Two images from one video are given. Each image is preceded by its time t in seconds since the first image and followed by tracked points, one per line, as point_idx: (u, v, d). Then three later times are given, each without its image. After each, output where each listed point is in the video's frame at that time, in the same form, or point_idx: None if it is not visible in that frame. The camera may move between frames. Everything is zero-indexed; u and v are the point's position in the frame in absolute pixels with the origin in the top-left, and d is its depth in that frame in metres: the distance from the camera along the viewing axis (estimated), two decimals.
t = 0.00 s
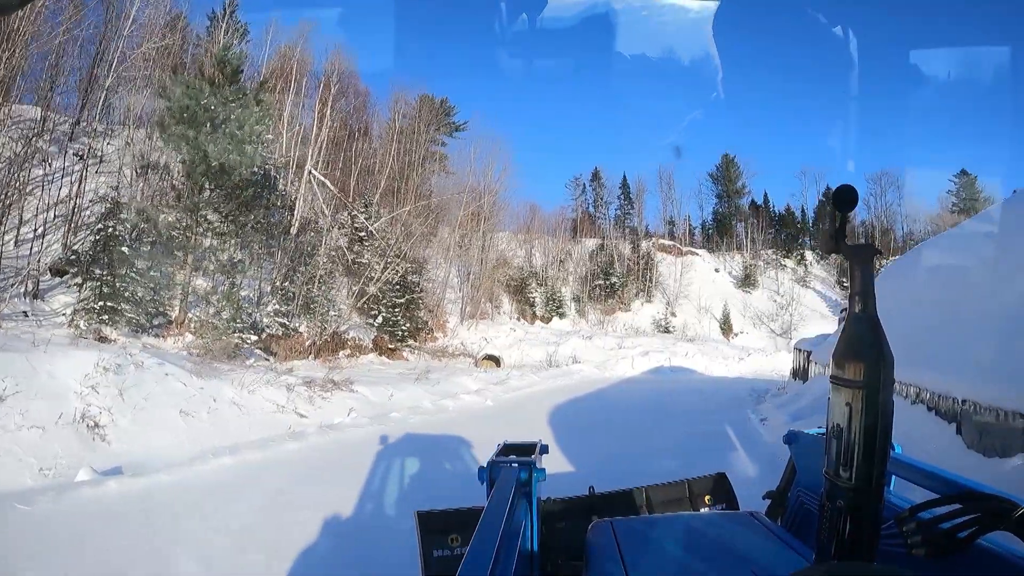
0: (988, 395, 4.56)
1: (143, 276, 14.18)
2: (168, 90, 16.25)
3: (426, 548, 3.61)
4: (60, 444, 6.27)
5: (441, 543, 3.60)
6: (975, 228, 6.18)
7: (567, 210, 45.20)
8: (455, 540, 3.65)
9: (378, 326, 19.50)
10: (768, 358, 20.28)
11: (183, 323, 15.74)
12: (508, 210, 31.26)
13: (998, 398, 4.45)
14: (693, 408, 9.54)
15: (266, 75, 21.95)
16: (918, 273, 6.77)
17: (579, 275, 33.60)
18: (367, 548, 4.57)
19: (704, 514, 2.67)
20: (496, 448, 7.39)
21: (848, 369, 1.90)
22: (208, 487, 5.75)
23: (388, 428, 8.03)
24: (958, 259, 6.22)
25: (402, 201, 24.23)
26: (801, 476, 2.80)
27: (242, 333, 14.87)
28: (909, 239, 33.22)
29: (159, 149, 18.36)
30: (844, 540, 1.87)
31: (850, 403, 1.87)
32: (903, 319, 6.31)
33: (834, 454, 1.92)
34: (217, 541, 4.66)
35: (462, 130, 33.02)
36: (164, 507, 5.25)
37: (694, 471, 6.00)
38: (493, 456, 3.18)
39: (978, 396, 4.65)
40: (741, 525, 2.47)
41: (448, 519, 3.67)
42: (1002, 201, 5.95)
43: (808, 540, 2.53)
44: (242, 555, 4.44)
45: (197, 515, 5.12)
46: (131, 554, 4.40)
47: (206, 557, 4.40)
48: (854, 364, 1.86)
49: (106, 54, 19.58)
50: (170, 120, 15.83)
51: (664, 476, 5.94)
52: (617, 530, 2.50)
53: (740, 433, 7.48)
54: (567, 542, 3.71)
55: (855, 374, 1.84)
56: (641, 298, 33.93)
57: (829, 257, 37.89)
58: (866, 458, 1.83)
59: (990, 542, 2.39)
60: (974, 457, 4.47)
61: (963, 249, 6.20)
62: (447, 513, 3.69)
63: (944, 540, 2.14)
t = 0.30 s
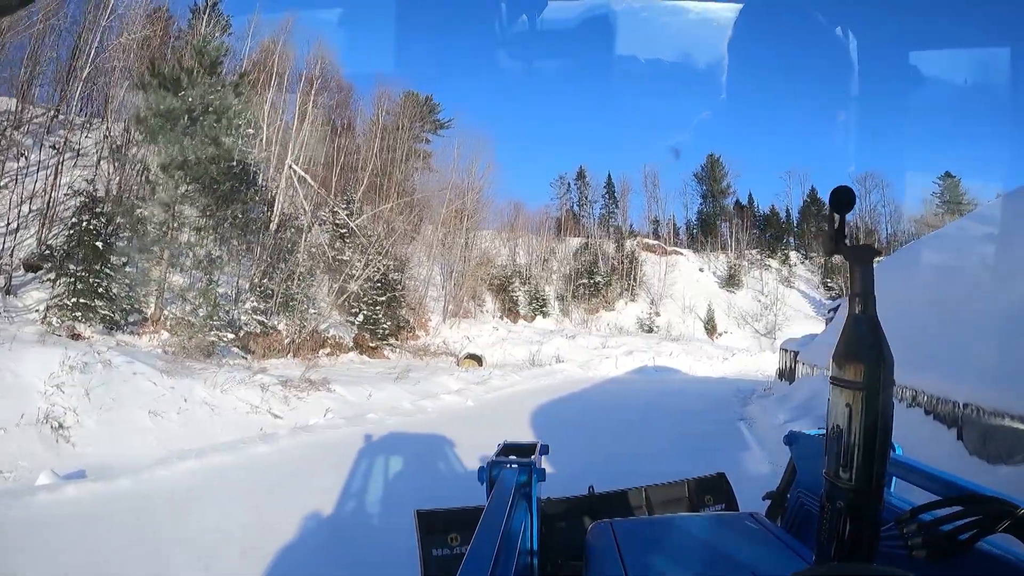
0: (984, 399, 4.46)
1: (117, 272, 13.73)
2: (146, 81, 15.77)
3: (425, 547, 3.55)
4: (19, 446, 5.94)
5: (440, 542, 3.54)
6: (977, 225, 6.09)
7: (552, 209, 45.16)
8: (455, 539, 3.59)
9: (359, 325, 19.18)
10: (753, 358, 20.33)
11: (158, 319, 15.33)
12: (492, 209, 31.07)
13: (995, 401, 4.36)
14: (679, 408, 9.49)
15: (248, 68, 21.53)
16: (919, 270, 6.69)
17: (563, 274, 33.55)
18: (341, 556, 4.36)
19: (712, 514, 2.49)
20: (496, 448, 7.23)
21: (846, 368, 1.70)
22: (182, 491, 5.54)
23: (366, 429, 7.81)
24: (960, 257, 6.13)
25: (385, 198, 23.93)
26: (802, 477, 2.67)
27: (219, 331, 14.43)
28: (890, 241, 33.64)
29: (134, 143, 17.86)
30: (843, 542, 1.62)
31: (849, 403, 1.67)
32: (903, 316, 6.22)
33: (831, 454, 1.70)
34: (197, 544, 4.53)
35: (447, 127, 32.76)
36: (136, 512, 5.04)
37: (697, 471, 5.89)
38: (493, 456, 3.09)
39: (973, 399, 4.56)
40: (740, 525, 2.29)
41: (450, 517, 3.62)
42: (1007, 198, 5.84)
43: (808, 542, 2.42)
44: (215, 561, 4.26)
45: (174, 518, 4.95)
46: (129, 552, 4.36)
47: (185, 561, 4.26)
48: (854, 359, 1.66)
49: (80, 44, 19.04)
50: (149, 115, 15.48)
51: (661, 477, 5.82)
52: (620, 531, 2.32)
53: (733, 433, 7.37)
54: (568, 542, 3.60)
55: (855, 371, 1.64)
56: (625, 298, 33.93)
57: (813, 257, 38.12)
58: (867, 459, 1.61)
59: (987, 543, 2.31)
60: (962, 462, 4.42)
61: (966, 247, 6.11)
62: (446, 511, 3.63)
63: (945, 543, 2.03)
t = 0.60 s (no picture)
0: (983, 401, 4.29)
1: (94, 268, 13.26)
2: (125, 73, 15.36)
3: (426, 547, 3.39)
4: None
5: (441, 540, 3.38)
6: (985, 225, 5.92)
7: (537, 208, 45.09)
8: (456, 539, 3.41)
9: (341, 323, 18.89)
10: (738, 358, 20.34)
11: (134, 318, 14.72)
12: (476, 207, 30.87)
13: (993, 404, 4.19)
14: (666, 408, 9.45)
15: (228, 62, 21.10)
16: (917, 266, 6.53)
17: (547, 273, 33.49)
18: (329, 561, 4.22)
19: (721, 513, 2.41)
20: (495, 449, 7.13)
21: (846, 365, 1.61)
22: (158, 494, 5.37)
23: (344, 431, 7.61)
24: (962, 256, 5.97)
25: (368, 195, 23.63)
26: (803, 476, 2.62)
27: (196, 329, 14.03)
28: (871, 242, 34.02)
29: (110, 135, 17.34)
30: (843, 541, 1.54)
31: (850, 399, 1.58)
32: (897, 310, 6.07)
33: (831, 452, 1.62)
34: (182, 547, 4.44)
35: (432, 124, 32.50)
36: (113, 516, 4.87)
37: (693, 471, 5.83)
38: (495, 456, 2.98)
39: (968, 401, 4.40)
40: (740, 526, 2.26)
41: (454, 513, 3.46)
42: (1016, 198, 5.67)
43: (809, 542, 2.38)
44: (194, 565, 4.16)
45: (154, 522, 4.83)
46: (113, 556, 4.26)
47: (167, 565, 4.16)
48: (853, 353, 1.57)
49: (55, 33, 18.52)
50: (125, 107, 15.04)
51: (659, 476, 5.77)
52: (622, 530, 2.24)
53: (723, 434, 7.33)
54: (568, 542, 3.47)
55: (855, 364, 1.54)
56: (609, 297, 33.92)
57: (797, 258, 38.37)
58: (871, 455, 1.52)
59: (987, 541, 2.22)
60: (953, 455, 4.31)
61: (970, 246, 5.94)
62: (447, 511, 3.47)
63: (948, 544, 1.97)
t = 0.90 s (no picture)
0: (971, 398, 3.90)
1: (69, 265, 12.89)
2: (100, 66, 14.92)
3: (431, 548, 3.29)
4: None
5: (447, 542, 3.25)
6: (985, 211, 5.49)
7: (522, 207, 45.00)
8: (462, 539, 3.28)
9: (322, 322, 18.64)
10: (724, 358, 20.32)
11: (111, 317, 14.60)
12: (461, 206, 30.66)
13: (981, 401, 3.81)
14: (655, 408, 9.42)
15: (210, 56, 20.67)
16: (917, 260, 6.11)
17: (532, 272, 33.39)
18: (335, 561, 4.13)
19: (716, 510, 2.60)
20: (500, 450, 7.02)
21: (849, 362, 1.61)
22: (130, 498, 5.21)
23: (322, 433, 7.41)
24: (961, 245, 5.56)
25: (351, 192, 23.29)
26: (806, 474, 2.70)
27: (172, 328, 13.64)
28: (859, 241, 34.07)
29: (86, 129, 16.88)
30: (849, 540, 1.55)
31: (853, 398, 1.58)
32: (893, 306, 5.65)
33: (837, 450, 1.62)
34: (157, 548, 4.34)
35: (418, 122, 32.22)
36: (84, 520, 4.73)
37: (697, 471, 5.74)
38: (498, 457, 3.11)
39: (955, 399, 4.02)
40: (747, 525, 2.39)
41: (461, 513, 3.31)
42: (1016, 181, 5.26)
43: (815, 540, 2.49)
44: (167, 569, 4.04)
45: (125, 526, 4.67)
46: (87, 557, 4.16)
47: (139, 569, 4.05)
48: (857, 354, 1.57)
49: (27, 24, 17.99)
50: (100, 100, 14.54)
51: (663, 475, 5.69)
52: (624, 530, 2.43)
53: (718, 433, 7.27)
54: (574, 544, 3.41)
55: (858, 364, 1.55)
56: (594, 296, 33.87)
57: (783, 257, 38.57)
58: (876, 456, 1.53)
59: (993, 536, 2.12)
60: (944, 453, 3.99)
61: (970, 234, 5.52)
62: (452, 512, 3.33)
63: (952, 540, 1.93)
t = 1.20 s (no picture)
0: (970, 401, 3.82)
1: (43, 263, 12.51)
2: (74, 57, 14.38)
3: (436, 547, 3.34)
4: None
5: (450, 542, 3.30)
6: (981, 205, 5.39)
7: (507, 206, 44.80)
8: (465, 539, 3.34)
9: (302, 322, 18.38)
10: (708, 357, 20.34)
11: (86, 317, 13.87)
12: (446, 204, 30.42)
13: (981, 403, 3.73)
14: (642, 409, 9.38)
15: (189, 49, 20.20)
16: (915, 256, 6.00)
17: (517, 272, 33.24)
18: (328, 561, 4.15)
19: (714, 517, 2.68)
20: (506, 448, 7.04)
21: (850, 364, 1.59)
22: (112, 498, 5.15)
23: (302, 435, 7.25)
24: (958, 240, 5.45)
25: (333, 190, 22.94)
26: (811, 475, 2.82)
27: (149, 328, 13.17)
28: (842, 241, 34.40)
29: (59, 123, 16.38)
30: (852, 540, 1.56)
31: (854, 399, 1.56)
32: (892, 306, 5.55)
33: (839, 451, 1.63)
34: (143, 545, 4.34)
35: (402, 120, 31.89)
36: (66, 519, 4.68)
37: (695, 472, 5.66)
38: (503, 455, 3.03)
39: (957, 402, 3.90)
40: (755, 528, 2.49)
41: (465, 513, 3.38)
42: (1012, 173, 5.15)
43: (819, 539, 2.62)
44: (150, 569, 4.00)
45: (95, 534, 4.46)
46: (73, 554, 4.15)
47: (123, 567, 4.02)
48: (859, 355, 1.56)
49: None
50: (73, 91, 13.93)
51: (665, 477, 5.58)
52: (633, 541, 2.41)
53: (709, 434, 7.19)
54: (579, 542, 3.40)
55: (861, 369, 1.53)
56: (579, 296, 33.80)
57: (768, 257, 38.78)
58: (880, 457, 1.53)
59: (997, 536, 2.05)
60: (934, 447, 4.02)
61: (966, 228, 5.41)
62: (456, 510, 3.39)
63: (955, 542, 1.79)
